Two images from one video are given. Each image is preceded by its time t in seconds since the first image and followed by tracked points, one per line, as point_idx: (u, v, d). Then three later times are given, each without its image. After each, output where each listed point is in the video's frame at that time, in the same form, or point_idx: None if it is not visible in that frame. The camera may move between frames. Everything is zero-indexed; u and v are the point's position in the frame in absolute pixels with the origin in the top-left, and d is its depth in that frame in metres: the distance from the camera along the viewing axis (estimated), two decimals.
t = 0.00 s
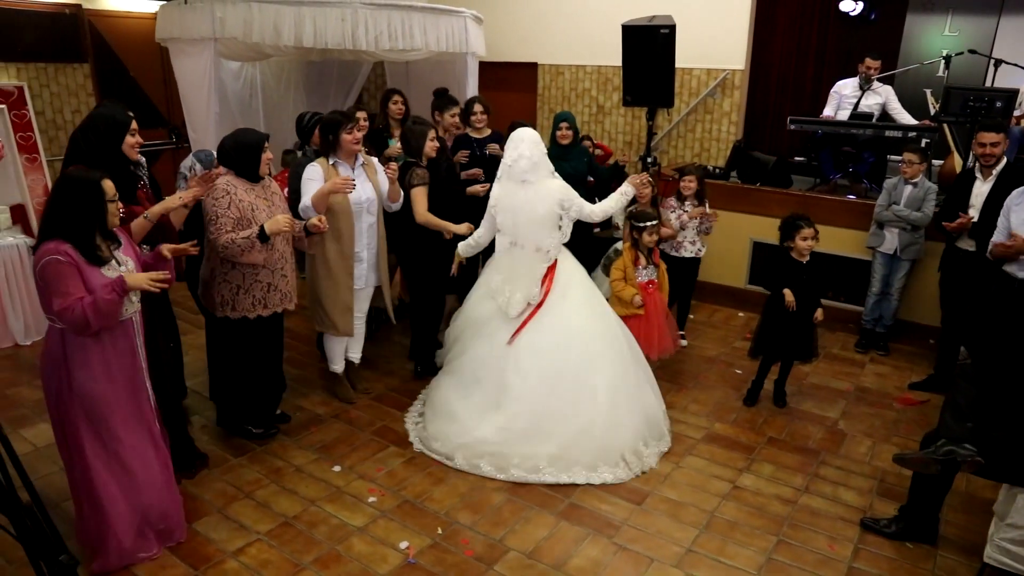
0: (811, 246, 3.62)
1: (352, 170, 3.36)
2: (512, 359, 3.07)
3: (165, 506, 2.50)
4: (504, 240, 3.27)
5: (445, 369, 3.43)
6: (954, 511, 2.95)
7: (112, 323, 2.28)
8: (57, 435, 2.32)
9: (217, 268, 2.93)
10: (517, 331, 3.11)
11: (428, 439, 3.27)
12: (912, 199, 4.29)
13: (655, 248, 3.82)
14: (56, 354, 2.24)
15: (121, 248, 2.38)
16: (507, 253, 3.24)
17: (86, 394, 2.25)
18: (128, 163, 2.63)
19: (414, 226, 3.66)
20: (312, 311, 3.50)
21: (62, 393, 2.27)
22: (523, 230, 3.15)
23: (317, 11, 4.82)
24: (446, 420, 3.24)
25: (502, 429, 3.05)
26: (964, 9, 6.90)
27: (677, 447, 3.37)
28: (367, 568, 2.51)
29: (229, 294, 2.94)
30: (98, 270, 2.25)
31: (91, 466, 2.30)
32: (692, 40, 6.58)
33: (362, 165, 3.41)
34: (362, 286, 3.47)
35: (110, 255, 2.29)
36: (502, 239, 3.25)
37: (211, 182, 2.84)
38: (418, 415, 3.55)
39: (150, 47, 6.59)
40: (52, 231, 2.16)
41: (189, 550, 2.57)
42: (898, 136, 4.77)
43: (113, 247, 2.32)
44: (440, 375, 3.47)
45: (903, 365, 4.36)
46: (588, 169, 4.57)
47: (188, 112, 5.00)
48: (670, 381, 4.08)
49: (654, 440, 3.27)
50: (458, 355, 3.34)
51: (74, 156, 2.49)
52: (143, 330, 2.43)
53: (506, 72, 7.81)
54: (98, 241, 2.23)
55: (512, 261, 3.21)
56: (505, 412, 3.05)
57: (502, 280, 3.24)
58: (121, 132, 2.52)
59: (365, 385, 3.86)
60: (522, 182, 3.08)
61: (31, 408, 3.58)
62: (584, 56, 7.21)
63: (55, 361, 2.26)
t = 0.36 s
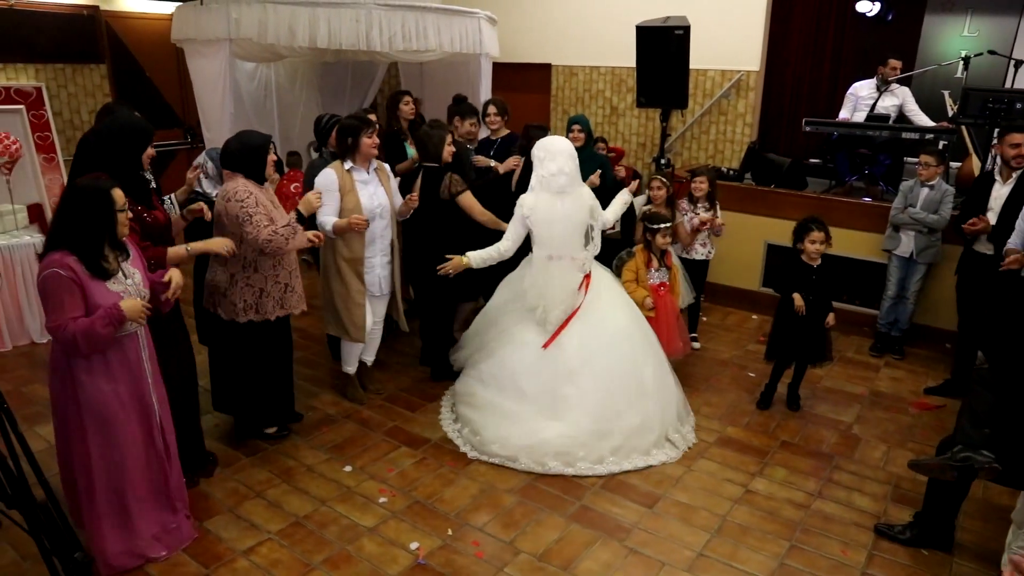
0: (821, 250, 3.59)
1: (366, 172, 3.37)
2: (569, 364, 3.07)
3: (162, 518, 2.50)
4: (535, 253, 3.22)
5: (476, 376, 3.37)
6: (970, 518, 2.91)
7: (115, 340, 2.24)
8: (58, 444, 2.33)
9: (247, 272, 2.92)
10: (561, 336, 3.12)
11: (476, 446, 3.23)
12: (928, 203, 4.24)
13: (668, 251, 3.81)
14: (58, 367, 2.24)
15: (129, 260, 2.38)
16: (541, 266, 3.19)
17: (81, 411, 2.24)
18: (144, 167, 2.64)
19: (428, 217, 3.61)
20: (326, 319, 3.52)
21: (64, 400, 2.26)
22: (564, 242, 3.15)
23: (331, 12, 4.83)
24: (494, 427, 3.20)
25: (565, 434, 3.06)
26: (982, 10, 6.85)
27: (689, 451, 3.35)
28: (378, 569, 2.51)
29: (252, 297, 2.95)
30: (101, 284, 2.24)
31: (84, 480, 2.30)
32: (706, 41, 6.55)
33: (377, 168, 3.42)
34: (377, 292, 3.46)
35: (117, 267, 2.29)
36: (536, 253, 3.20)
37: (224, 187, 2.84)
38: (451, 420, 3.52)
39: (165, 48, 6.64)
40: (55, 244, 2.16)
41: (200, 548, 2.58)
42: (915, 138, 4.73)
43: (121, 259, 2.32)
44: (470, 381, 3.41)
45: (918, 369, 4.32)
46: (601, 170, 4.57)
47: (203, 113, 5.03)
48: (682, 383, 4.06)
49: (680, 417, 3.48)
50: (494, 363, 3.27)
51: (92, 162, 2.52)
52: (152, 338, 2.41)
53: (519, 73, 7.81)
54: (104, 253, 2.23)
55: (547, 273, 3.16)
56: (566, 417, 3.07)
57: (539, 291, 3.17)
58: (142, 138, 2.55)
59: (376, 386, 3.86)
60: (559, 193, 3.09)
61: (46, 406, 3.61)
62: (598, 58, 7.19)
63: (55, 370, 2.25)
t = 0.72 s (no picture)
0: (819, 249, 3.56)
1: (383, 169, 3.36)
2: (615, 363, 3.10)
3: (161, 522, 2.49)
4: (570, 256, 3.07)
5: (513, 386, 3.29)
6: (984, 522, 2.88)
7: (121, 344, 2.25)
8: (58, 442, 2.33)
9: (280, 267, 2.91)
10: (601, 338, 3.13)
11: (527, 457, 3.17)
12: (940, 204, 4.20)
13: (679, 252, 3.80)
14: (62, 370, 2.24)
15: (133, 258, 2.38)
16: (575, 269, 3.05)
17: (81, 413, 2.24)
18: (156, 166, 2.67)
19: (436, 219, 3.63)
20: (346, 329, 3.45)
21: (66, 403, 2.26)
22: (600, 240, 3.05)
23: (342, 12, 4.83)
24: (545, 435, 3.16)
25: (623, 433, 3.08)
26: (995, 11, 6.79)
27: (698, 454, 3.33)
28: (385, 571, 2.50)
29: (287, 293, 2.95)
30: (106, 284, 2.25)
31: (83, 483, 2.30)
32: (717, 42, 6.52)
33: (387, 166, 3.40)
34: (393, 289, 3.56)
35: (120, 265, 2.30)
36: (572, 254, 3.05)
37: (239, 187, 2.79)
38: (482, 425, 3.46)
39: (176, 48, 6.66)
40: (59, 244, 2.17)
41: (208, 549, 2.58)
42: (928, 139, 4.69)
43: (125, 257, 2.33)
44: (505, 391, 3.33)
45: (930, 372, 4.28)
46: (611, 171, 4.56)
47: (213, 113, 5.05)
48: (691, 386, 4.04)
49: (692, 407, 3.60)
50: (534, 371, 3.21)
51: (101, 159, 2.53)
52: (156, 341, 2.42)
53: (530, 74, 7.80)
54: (107, 253, 2.23)
55: (585, 278, 3.04)
56: (617, 416, 3.09)
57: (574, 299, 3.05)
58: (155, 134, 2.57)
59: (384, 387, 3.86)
60: (593, 194, 3.01)
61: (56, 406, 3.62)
62: (608, 58, 7.17)
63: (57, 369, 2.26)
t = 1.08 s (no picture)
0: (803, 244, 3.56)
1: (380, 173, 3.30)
2: (636, 372, 3.06)
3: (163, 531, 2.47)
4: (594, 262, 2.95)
5: (524, 416, 2.99)
6: (982, 523, 2.87)
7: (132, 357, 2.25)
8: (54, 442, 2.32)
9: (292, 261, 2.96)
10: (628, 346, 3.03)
11: (556, 486, 2.95)
12: (938, 203, 4.19)
13: (666, 251, 3.80)
14: (67, 374, 2.22)
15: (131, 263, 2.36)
16: (601, 276, 2.93)
17: (83, 416, 2.22)
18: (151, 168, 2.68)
19: (435, 219, 3.65)
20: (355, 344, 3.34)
21: (67, 409, 2.25)
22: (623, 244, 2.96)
23: (339, 11, 4.81)
24: (572, 457, 2.98)
25: (651, 439, 3.05)
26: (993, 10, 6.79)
27: (696, 454, 3.32)
28: (380, 572, 2.49)
29: (297, 285, 3.01)
30: (111, 288, 2.22)
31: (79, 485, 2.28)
32: (715, 41, 6.52)
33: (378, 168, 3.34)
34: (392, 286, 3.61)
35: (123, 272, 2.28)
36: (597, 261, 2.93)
37: (251, 187, 2.75)
38: (468, 461, 3.15)
39: (173, 47, 6.65)
40: (65, 251, 2.14)
41: (203, 551, 2.58)
42: (926, 138, 4.68)
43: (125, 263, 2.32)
44: (510, 424, 3.01)
45: (928, 371, 4.27)
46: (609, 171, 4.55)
47: (209, 113, 5.04)
48: (689, 385, 4.03)
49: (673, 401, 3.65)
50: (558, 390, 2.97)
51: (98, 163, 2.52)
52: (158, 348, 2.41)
53: (528, 73, 7.78)
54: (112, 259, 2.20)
55: (618, 285, 2.94)
56: (641, 423, 3.06)
57: (610, 308, 2.93)
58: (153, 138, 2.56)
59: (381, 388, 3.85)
60: (612, 197, 2.90)
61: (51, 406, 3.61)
62: (607, 58, 7.16)
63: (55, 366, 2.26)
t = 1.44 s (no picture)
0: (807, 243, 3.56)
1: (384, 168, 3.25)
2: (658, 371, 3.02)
3: (183, 514, 2.50)
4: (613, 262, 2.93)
5: (569, 445, 2.75)
6: (989, 527, 2.85)
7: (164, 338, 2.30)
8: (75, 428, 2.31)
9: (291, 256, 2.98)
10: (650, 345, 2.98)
11: (622, 505, 2.82)
12: (947, 205, 4.17)
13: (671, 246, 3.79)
14: (102, 363, 2.21)
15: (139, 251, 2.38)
16: (617, 276, 2.93)
17: (118, 405, 2.23)
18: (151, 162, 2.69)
19: (441, 219, 3.65)
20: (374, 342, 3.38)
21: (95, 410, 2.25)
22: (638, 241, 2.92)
23: (344, 12, 4.82)
24: (620, 474, 2.84)
25: (683, 437, 3.02)
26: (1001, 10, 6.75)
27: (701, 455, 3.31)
28: (384, 573, 2.49)
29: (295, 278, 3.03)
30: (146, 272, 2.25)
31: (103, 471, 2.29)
32: (722, 41, 6.50)
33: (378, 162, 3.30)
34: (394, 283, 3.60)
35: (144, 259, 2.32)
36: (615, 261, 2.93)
37: (259, 186, 2.77)
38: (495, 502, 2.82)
39: (179, 47, 6.66)
40: (94, 242, 2.13)
41: (207, 551, 2.58)
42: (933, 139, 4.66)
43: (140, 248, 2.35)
44: (555, 455, 2.75)
45: (935, 373, 4.25)
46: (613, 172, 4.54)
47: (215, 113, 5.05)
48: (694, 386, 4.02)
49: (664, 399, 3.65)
50: (601, 406, 2.79)
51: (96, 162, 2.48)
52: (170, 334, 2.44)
53: (534, 73, 7.77)
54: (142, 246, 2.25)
55: (638, 283, 2.90)
56: (671, 424, 3.02)
57: (633, 308, 2.86)
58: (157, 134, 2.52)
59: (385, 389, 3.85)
60: (628, 197, 2.87)
61: (57, 405, 3.62)
62: (612, 58, 7.15)
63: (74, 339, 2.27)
